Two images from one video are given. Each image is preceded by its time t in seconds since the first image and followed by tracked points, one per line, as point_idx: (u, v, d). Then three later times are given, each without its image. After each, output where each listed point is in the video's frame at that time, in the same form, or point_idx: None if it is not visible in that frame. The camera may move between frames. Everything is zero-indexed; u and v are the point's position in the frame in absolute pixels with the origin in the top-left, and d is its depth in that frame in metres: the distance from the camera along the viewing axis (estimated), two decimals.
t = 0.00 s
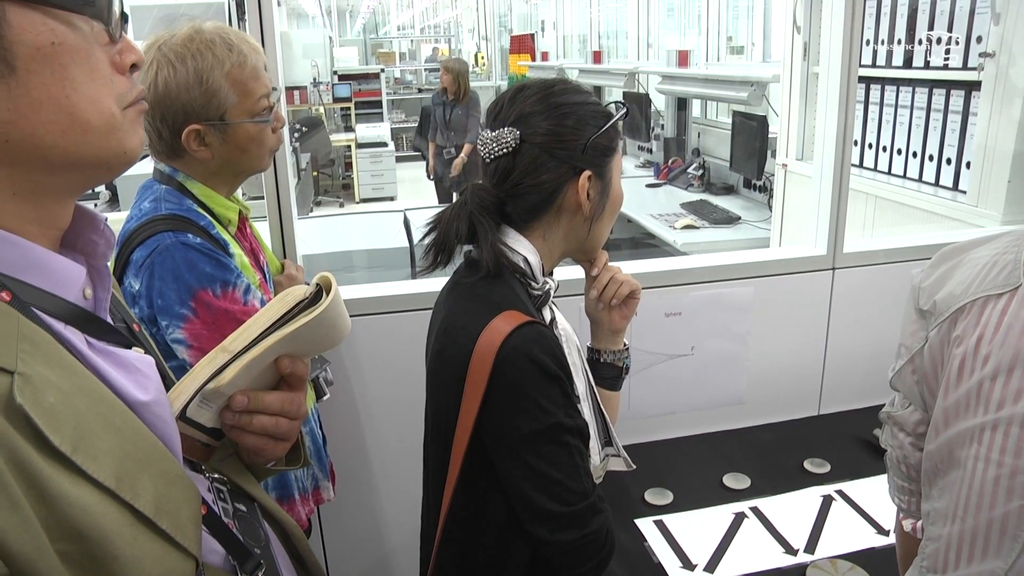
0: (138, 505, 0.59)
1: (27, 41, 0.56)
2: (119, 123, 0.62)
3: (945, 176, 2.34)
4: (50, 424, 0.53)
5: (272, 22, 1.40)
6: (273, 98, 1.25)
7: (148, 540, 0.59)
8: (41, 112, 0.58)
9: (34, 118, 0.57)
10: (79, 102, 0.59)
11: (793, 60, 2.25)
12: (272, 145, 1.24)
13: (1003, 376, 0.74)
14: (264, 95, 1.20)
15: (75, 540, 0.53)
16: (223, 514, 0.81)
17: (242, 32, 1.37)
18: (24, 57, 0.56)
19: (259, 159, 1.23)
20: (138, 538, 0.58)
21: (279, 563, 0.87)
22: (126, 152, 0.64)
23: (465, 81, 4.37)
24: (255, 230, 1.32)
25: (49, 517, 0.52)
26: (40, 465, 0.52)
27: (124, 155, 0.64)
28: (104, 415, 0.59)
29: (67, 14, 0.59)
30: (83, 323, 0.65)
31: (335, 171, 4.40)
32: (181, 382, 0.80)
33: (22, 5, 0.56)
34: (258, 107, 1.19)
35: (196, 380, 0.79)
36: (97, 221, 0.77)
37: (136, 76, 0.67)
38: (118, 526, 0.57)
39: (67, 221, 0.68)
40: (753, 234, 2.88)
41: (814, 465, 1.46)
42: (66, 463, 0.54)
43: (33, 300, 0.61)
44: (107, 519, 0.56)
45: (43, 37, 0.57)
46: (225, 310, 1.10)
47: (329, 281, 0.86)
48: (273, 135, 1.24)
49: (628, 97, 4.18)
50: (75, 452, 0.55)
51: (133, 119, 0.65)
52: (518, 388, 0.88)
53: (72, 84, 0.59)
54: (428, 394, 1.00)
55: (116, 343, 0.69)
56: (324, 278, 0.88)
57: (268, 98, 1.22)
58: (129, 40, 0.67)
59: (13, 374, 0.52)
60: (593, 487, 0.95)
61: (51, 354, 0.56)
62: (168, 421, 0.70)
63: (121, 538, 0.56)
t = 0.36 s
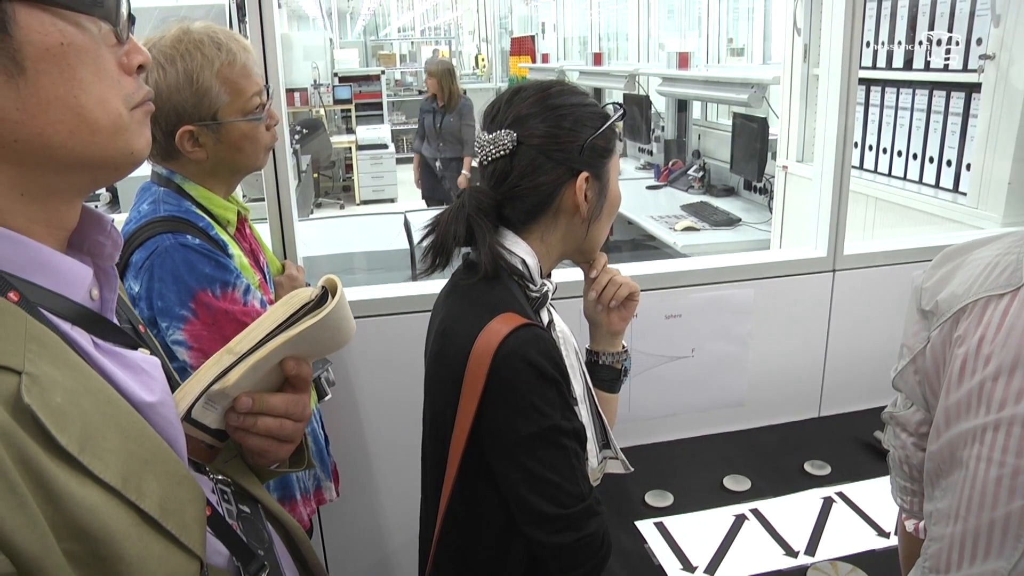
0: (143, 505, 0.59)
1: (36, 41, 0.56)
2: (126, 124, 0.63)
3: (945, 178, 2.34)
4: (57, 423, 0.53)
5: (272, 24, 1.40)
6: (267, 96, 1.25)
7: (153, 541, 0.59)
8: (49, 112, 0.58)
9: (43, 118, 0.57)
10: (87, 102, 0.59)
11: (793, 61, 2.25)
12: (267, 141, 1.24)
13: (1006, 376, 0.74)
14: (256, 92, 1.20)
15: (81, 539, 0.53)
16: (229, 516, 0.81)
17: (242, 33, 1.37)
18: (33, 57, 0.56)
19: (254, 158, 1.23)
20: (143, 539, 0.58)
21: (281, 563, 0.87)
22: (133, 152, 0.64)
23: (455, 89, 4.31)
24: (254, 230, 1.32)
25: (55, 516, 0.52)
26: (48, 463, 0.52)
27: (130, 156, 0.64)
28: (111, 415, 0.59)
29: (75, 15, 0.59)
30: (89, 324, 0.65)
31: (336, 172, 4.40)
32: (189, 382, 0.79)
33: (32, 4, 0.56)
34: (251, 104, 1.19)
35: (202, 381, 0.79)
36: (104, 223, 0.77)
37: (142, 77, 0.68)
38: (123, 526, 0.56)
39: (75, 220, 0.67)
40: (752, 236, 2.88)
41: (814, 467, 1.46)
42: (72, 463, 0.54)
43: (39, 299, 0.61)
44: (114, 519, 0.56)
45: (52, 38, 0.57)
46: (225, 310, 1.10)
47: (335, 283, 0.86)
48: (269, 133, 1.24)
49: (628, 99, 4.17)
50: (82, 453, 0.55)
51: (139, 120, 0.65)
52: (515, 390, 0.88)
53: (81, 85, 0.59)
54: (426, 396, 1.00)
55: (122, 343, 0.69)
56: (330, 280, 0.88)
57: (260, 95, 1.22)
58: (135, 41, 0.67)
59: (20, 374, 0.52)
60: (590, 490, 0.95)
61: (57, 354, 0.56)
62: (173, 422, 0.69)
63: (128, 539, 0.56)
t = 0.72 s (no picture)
0: (139, 509, 0.59)
1: (30, 43, 0.57)
2: (122, 124, 0.62)
3: (943, 180, 2.35)
4: (52, 428, 0.53)
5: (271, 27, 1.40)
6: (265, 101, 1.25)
7: (149, 545, 0.59)
8: (44, 112, 0.58)
9: (38, 120, 0.57)
10: (81, 103, 0.59)
11: (791, 64, 2.25)
12: (266, 148, 1.24)
13: (1002, 380, 0.74)
14: (260, 101, 1.20)
15: (76, 543, 0.53)
16: (226, 519, 0.82)
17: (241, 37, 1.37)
18: (27, 59, 0.57)
19: (254, 162, 1.23)
20: (139, 543, 0.58)
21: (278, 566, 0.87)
22: (129, 152, 0.64)
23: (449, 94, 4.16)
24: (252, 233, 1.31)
25: (50, 521, 0.52)
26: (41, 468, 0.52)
27: (127, 156, 0.64)
28: (107, 419, 0.59)
29: (69, 16, 0.59)
30: (86, 327, 0.65)
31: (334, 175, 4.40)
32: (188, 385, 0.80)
33: (27, 7, 0.56)
34: (254, 113, 1.19)
35: (201, 384, 0.79)
36: (101, 226, 0.77)
37: (138, 77, 0.67)
38: (119, 530, 0.57)
39: (71, 222, 0.67)
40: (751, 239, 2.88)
41: (812, 470, 1.46)
42: (67, 467, 0.54)
43: (36, 303, 0.61)
44: (109, 523, 0.56)
45: (45, 39, 0.57)
46: (223, 315, 1.10)
47: (334, 287, 0.86)
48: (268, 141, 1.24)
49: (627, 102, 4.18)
50: (77, 458, 0.55)
51: (135, 119, 0.65)
52: (515, 393, 0.88)
53: (75, 86, 0.59)
54: (427, 399, 1.00)
55: (119, 347, 0.69)
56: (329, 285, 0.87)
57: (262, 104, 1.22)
58: (130, 42, 0.67)
59: (15, 379, 0.52)
60: (589, 493, 0.95)
61: (54, 357, 0.56)
62: (170, 425, 0.69)
63: (123, 542, 0.56)
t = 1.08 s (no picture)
0: (110, 514, 0.57)
1: (26, 82, 0.55)
2: (96, 181, 0.59)
3: (944, 181, 2.35)
4: (13, 435, 0.51)
5: (271, 29, 1.40)
6: (264, 101, 1.25)
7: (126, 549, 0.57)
8: (16, 151, 0.55)
9: (12, 158, 0.55)
10: (62, 151, 0.57)
11: (791, 65, 2.25)
12: (264, 146, 1.24)
13: (999, 379, 0.74)
14: (255, 97, 1.20)
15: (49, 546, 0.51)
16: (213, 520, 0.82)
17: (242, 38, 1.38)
18: (19, 96, 0.55)
19: (252, 163, 1.23)
20: (116, 548, 0.56)
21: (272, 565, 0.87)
22: (93, 209, 0.60)
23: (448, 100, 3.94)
24: (252, 235, 1.32)
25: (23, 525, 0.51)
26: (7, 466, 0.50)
27: (89, 212, 0.60)
28: (72, 420, 0.57)
29: (77, 69, 0.57)
30: (57, 331, 0.61)
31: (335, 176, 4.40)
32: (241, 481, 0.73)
33: (40, 50, 0.56)
34: (249, 109, 1.19)
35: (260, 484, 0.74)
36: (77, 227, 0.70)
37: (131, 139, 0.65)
38: (89, 536, 0.54)
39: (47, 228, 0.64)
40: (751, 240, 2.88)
41: (813, 471, 1.46)
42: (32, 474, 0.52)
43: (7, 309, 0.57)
44: (78, 527, 0.53)
45: (49, 85, 0.56)
46: (222, 316, 1.10)
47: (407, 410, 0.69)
48: (266, 138, 1.24)
49: (628, 103, 4.19)
50: (38, 460, 0.53)
51: (111, 179, 0.61)
52: (516, 396, 0.88)
53: (61, 133, 0.57)
54: (428, 402, 1.00)
55: (95, 350, 0.66)
56: (395, 387, 0.81)
57: (259, 101, 1.22)
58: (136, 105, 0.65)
59: None
60: (590, 496, 0.95)
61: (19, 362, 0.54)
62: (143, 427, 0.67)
63: (95, 548, 0.54)
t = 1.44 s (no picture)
0: (103, 507, 0.55)
1: (14, 95, 0.53)
2: (80, 199, 0.57)
3: (946, 182, 2.34)
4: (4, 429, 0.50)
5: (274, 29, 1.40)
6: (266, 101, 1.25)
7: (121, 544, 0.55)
8: None
9: None
10: (47, 168, 0.55)
11: (794, 65, 2.25)
12: (267, 146, 1.24)
13: (998, 376, 0.74)
14: (257, 97, 1.20)
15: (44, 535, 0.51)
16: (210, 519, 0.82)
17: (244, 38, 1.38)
18: (8, 110, 0.52)
19: (255, 163, 1.23)
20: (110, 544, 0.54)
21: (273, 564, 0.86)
22: (76, 226, 0.58)
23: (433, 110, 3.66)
24: (255, 235, 1.31)
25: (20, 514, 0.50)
26: None
27: (71, 229, 0.58)
28: (59, 411, 0.54)
29: (71, 87, 0.55)
30: (46, 331, 0.58)
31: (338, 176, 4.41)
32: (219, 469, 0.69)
33: (32, 65, 0.53)
34: (252, 109, 1.19)
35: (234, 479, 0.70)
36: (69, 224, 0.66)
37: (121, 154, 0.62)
38: (82, 529, 0.53)
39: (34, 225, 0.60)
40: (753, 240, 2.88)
41: (815, 472, 1.46)
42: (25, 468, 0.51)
43: None
44: (70, 521, 0.52)
45: (37, 100, 0.54)
46: (225, 316, 1.10)
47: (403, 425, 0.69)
48: (268, 137, 1.24)
49: (630, 103, 4.19)
50: (32, 453, 0.51)
51: (97, 196, 0.59)
52: (518, 397, 0.88)
53: (48, 150, 0.55)
54: (430, 402, 1.00)
55: (82, 350, 0.62)
56: (401, 416, 0.68)
57: (262, 100, 1.21)
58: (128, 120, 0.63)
59: None
60: (592, 497, 0.95)
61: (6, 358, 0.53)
62: (133, 429, 0.63)
63: (90, 540, 0.53)
